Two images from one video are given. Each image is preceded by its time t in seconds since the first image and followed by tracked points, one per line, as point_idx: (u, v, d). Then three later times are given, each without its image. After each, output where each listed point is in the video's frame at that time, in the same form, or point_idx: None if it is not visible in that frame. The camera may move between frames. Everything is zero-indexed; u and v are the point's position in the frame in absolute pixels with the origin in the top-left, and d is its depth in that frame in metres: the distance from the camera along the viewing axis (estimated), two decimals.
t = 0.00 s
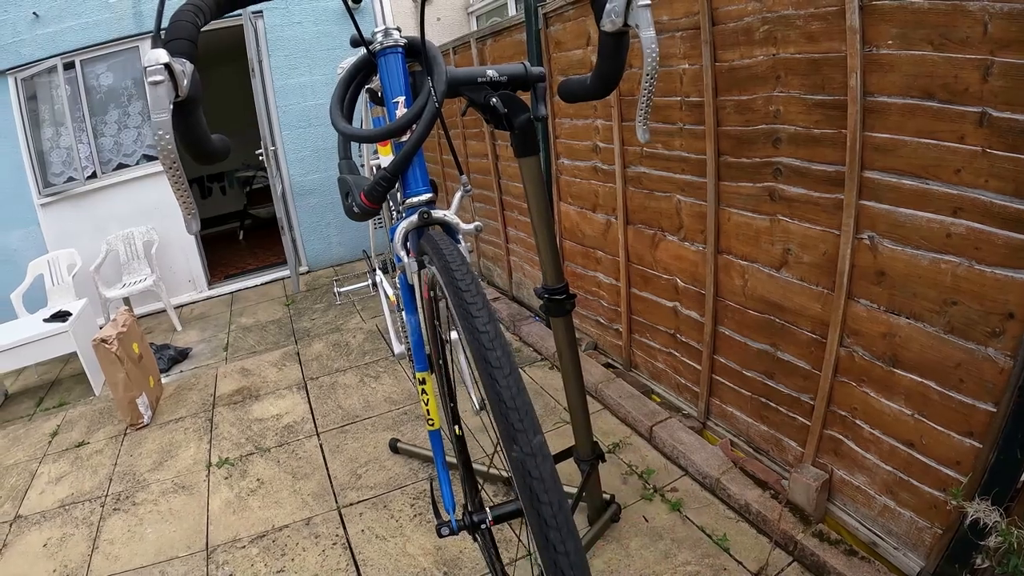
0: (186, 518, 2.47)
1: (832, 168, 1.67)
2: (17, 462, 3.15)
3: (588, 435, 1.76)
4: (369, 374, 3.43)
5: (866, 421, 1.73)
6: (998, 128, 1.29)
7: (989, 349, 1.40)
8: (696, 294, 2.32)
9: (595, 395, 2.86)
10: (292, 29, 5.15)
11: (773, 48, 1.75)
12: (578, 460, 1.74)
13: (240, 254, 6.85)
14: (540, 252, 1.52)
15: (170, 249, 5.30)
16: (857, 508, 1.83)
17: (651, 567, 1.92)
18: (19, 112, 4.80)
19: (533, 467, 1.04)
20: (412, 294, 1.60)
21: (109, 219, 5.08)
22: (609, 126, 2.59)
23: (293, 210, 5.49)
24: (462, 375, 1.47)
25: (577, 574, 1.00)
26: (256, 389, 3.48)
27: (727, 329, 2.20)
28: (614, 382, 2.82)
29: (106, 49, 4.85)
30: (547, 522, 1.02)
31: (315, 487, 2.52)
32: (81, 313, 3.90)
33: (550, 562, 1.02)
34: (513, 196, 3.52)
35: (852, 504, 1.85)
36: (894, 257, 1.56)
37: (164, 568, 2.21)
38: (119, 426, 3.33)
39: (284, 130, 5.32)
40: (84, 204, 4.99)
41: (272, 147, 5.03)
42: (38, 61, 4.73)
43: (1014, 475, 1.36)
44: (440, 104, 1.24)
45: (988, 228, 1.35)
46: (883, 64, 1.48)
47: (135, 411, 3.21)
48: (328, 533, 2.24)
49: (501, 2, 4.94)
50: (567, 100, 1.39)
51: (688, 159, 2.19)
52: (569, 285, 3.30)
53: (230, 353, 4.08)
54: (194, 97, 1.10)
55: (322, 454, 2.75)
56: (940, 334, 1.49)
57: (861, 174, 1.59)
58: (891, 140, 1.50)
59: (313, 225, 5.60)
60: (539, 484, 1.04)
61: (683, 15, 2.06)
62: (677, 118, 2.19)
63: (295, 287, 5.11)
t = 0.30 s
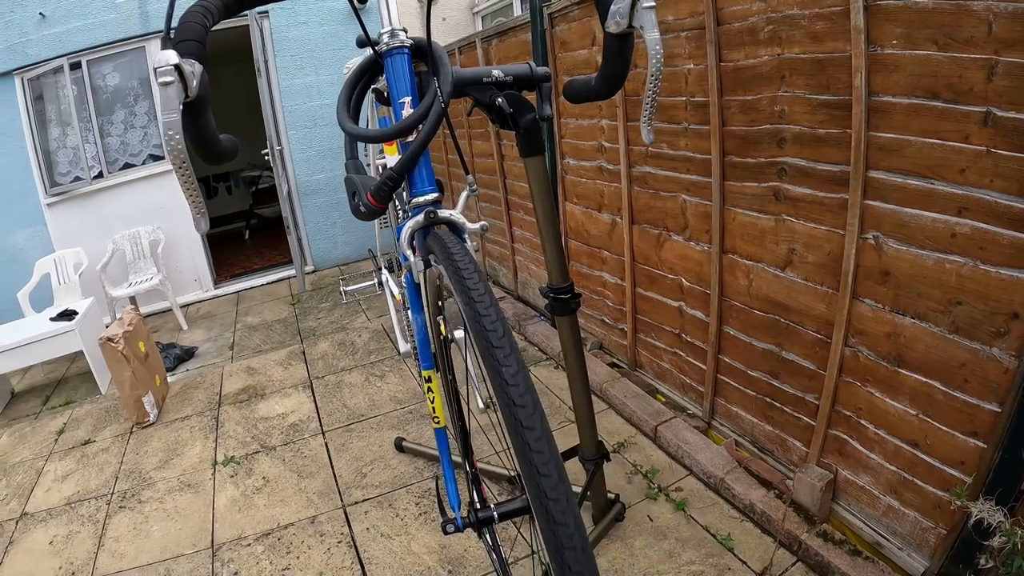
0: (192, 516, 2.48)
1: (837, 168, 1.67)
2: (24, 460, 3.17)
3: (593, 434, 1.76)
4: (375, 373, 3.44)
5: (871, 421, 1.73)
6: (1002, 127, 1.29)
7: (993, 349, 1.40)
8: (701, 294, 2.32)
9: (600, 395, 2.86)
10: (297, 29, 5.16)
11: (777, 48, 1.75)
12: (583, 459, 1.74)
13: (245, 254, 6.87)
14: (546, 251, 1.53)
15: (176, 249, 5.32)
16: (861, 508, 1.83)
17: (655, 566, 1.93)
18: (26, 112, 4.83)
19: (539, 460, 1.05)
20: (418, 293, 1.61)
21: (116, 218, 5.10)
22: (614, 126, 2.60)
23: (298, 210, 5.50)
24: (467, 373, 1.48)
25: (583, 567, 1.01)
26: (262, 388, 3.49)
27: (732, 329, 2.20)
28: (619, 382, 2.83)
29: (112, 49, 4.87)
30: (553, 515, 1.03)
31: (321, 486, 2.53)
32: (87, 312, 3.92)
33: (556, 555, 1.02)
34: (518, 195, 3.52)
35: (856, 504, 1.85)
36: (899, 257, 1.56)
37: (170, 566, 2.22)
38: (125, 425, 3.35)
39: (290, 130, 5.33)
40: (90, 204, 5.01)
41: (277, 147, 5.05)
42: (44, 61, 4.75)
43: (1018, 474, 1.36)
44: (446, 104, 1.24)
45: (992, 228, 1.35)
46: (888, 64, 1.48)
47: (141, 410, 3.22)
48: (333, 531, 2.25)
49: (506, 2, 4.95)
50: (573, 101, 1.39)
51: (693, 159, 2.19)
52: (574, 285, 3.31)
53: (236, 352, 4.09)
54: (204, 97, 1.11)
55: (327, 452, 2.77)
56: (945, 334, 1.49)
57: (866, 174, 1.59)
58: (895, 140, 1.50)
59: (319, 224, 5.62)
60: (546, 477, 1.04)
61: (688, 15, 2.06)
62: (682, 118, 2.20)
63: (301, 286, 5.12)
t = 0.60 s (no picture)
0: (196, 515, 2.49)
1: (842, 168, 1.67)
2: (28, 458, 3.18)
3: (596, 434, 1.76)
4: (379, 373, 3.45)
5: (875, 422, 1.73)
6: (1006, 127, 1.29)
7: (998, 350, 1.39)
8: (705, 294, 2.32)
9: (604, 395, 2.86)
10: (302, 29, 5.17)
11: (781, 48, 1.75)
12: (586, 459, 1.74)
13: (249, 254, 6.89)
14: (549, 251, 1.53)
15: (180, 248, 5.33)
16: (865, 509, 1.83)
17: (658, 566, 1.93)
18: (31, 112, 4.85)
19: (539, 452, 1.06)
20: (421, 292, 1.61)
21: (120, 218, 5.12)
22: (618, 126, 2.60)
23: (303, 210, 5.52)
24: (470, 372, 1.48)
25: (583, 559, 1.01)
26: (266, 388, 3.50)
27: (736, 330, 2.20)
28: (623, 382, 2.83)
29: (116, 49, 4.88)
30: (553, 505, 1.03)
31: (325, 485, 2.54)
32: (92, 311, 3.94)
33: (556, 546, 1.03)
34: (522, 195, 3.53)
35: (860, 505, 1.85)
36: (903, 257, 1.56)
37: (173, 564, 2.23)
38: (129, 424, 3.36)
39: (294, 130, 5.35)
40: (95, 203, 5.02)
41: (282, 147, 5.06)
42: (49, 61, 4.77)
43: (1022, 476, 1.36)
44: (450, 104, 1.24)
45: (997, 228, 1.35)
46: (893, 64, 1.48)
47: (145, 409, 3.23)
48: (337, 530, 2.26)
49: (510, 2, 4.95)
50: (576, 101, 1.39)
51: (697, 159, 2.19)
52: (578, 285, 3.31)
53: (240, 351, 4.10)
54: (208, 97, 1.11)
55: (331, 451, 2.77)
56: (949, 334, 1.49)
57: (870, 175, 1.59)
58: (900, 141, 1.50)
59: (323, 224, 5.63)
60: (545, 467, 1.05)
61: (692, 15, 2.06)
62: (686, 118, 2.20)
63: (306, 286, 5.14)
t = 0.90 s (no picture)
0: (200, 513, 2.50)
1: (847, 168, 1.66)
2: (34, 456, 3.19)
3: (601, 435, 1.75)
4: (383, 372, 3.45)
5: (879, 423, 1.73)
6: (1012, 128, 1.28)
7: (1003, 351, 1.39)
8: (709, 295, 2.31)
9: (609, 395, 2.87)
10: (307, 29, 5.18)
11: (787, 48, 1.75)
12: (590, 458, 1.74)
13: (254, 253, 6.90)
14: (554, 251, 1.52)
15: (185, 247, 5.34)
16: (869, 510, 1.83)
17: (662, 567, 1.93)
18: (37, 111, 4.87)
19: (544, 455, 1.06)
20: (426, 291, 1.61)
21: (126, 217, 5.13)
22: (623, 126, 2.60)
23: (308, 209, 5.53)
24: (476, 371, 1.48)
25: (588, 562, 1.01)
26: (271, 386, 3.51)
27: (741, 330, 2.20)
28: (627, 382, 2.83)
29: (122, 48, 4.90)
30: (556, 500, 1.03)
31: (329, 484, 2.54)
32: (97, 310, 3.95)
33: (560, 540, 1.03)
34: (527, 195, 3.53)
35: (864, 507, 1.84)
36: (908, 258, 1.56)
37: (177, 562, 2.24)
38: (134, 422, 3.37)
39: (299, 129, 5.36)
40: (100, 202, 5.04)
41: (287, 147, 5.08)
42: (55, 61, 4.79)
43: None
44: (455, 105, 1.24)
45: (1002, 229, 1.35)
46: (898, 65, 1.47)
47: (150, 407, 3.24)
48: (341, 529, 2.26)
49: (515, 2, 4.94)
50: (581, 101, 1.38)
51: (702, 159, 2.19)
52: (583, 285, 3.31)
53: (245, 350, 4.11)
54: (215, 97, 1.11)
55: (336, 450, 2.78)
56: (953, 336, 1.49)
57: (875, 175, 1.59)
58: (905, 141, 1.50)
59: (328, 224, 5.63)
60: (547, 461, 1.05)
61: (698, 15, 2.06)
62: (691, 118, 2.20)
63: (311, 285, 5.15)
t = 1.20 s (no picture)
0: (203, 511, 2.51)
1: (851, 169, 1.66)
2: (38, 453, 3.21)
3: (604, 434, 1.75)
4: (388, 372, 3.46)
5: (883, 425, 1.72)
6: (1017, 129, 1.28)
7: (1007, 353, 1.39)
8: (714, 295, 2.31)
9: (612, 395, 2.87)
10: (312, 28, 5.19)
11: (792, 48, 1.75)
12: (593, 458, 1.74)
13: (258, 252, 6.92)
14: (559, 251, 1.52)
15: (190, 245, 5.36)
16: (873, 512, 1.82)
17: (665, 567, 1.93)
18: (42, 110, 4.88)
19: (548, 455, 1.05)
20: (431, 290, 1.61)
21: (131, 215, 5.15)
22: (628, 126, 2.60)
23: (313, 208, 5.54)
24: (480, 371, 1.48)
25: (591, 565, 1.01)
26: (275, 385, 3.52)
27: (745, 331, 2.19)
28: (631, 382, 2.83)
29: (127, 48, 4.91)
30: (561, 509, 1.03)
31: (332, 483, 2.55)
32: (102, 308, 3.96)
33: (563, 544, 1.03)
34: (532, 195, 3.53)
35: (867, 508, 1.84)
36: (912, 259, 1.55)
37: (180, 560, 2.24)
38: (138, 420, 3.38)
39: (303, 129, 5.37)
40: (105, 201, 5.06)
41: (292, 146, 5.09)
42: (61, 59, 4.80)
43: None
44: (460, 103, 1.24)
45: (1006, 230, 1.34)
46: (903, 65, 1.47)
47: (154, 405, 3.25)
48: (344, 527, 2.27)
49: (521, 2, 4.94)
50: (586, 100, 1.38)
51: (707, 159, 2.18)
52: (588, 285, 3.31)
53: (249, 349, 4.12)
54: (220, 94, 1.11)
55: (339, 449, 2.78)
56: (958, 337, 1.48)
57: (880, 176, 1.58)
58: (910, 142, 1.49)
59: (332, 223, 5.64)
60: (552, 463, 1.05)
61: (703, 15, 2.05)
62: (696, 119, 2.19)
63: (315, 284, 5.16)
